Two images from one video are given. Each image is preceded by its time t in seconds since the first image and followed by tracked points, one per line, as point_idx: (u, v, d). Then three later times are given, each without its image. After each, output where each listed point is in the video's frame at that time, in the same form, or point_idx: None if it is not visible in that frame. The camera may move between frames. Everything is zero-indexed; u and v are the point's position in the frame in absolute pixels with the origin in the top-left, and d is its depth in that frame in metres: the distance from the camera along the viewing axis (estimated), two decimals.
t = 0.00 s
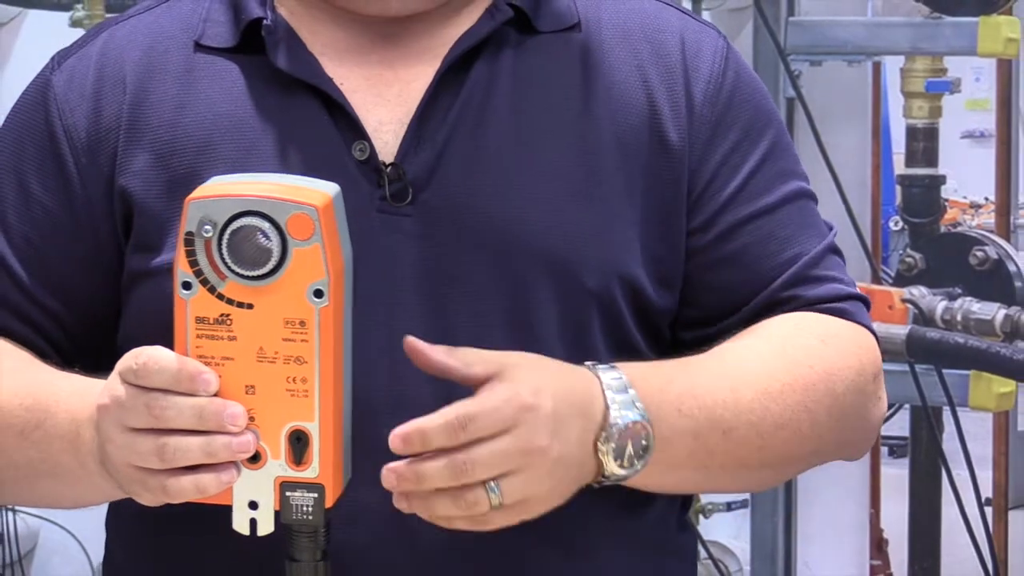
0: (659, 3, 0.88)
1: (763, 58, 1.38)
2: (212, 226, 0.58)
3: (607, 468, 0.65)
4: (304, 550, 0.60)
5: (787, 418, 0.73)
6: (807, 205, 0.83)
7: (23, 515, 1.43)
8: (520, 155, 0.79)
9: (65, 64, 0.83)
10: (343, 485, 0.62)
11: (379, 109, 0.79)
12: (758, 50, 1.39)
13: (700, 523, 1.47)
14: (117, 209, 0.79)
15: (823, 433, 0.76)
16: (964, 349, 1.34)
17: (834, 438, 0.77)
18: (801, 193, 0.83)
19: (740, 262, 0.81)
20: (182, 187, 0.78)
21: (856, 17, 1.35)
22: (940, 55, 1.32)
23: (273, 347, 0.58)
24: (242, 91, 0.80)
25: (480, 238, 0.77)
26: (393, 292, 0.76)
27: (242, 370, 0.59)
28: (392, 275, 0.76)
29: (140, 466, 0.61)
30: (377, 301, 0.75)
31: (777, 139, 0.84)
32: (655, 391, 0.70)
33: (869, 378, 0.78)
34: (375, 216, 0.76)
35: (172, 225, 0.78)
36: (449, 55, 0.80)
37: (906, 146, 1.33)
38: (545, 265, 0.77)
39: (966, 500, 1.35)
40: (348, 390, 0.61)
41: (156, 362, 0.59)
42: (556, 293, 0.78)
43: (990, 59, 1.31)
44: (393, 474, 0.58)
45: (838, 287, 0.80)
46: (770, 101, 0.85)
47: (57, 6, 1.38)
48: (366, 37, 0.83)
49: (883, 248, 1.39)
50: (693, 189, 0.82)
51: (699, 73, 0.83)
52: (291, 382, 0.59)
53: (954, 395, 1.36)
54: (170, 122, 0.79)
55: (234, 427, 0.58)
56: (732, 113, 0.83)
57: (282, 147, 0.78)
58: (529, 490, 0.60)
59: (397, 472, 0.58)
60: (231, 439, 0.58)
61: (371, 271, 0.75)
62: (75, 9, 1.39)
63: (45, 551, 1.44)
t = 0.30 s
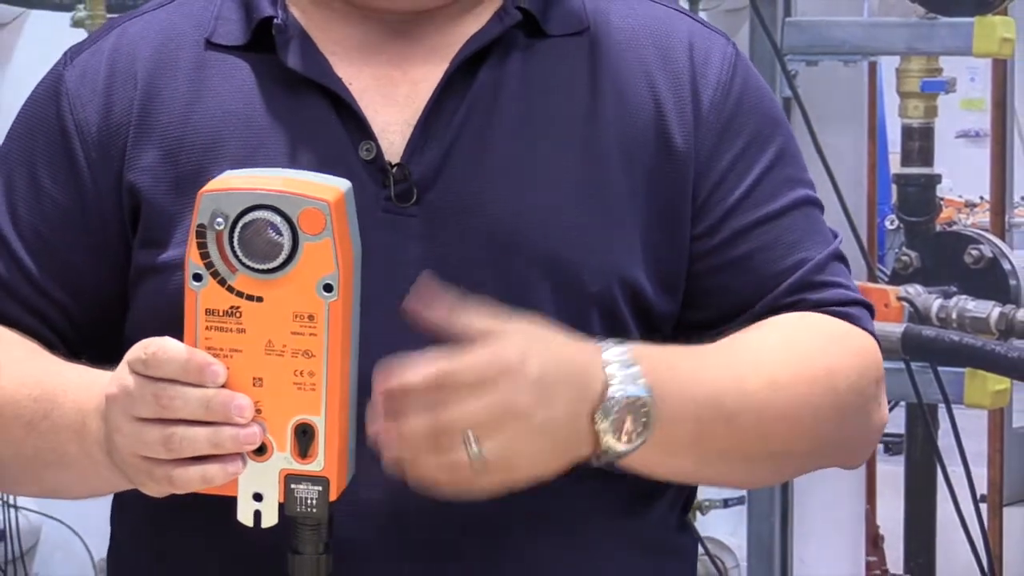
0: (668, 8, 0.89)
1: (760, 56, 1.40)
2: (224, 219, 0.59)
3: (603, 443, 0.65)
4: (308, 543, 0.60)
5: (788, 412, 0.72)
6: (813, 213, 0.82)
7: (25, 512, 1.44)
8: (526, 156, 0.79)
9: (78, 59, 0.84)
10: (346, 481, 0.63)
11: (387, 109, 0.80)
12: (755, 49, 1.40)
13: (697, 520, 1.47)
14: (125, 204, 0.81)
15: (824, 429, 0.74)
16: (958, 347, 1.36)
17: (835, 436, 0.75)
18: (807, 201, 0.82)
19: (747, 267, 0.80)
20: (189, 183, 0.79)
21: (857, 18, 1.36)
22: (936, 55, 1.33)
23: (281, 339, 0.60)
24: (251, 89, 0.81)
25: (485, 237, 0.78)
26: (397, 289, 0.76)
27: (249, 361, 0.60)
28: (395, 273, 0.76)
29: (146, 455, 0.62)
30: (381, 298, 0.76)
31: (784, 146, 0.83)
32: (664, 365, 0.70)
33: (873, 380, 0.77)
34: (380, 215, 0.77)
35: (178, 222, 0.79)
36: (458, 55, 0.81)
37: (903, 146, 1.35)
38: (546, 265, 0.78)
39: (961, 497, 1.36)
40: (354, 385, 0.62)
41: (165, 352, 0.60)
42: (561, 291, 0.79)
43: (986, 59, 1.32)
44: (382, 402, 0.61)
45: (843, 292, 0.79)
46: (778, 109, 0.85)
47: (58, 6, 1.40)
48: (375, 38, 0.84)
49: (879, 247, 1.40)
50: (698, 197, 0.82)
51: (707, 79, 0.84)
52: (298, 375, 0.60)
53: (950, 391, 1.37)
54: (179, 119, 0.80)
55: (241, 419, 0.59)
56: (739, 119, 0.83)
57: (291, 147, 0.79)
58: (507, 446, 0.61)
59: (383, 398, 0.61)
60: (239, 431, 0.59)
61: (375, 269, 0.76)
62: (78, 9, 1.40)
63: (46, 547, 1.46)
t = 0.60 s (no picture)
0: (674, 10, 0.89)
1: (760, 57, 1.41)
2: (233, 212, 0.60)
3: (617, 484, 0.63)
4: (316, 535, 0.61)
5: (800, 426, 0.71)
6: (816, 214, 0.82)
7: (28, 511, 1.45)
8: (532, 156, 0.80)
9: (88, 59, 0.85)
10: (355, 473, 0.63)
11: (395, 109, 0.81)
12: (754, 49, 1.41)
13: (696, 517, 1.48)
14: (135, 203, 0.81)
15: (834, 438, 0.73)
16: (957, 346, 1.36)
17: (845, 441, 0.75)
18: (808, 202, 0.82)
19: (748, 267, 0.80)
20: (197, 182, 0.79)
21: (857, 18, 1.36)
22: (933, 56, 1.34)
23: (289, 332, 0.60)
24: (260, 88, 0.82)
25: (491, 236, 0.78)
26: (403, 288, 0.77)
27: (257, 353, 0.60)
28: (401, 272, 0.77)
29: (154, 448, 0.63)
30: (387, 297, 0.77)
31: (787, 147, 0.84)
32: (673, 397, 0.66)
33: (877, 382, 0.76)
34: (386, 215, 0.77)
35: (187, 220, 0.79)
36: (467, 53, 0.81)
37: (899, 145, 1.36)
38: (552, 265, 0.78)
39: (958, 496, 1.37)
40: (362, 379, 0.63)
41: (174, 346, 0.59)
42: (565, 289, 0.79)
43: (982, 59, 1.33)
44: (400, 461, 0.56)
45: (844, 292, 0.79)
46: (781, 109, 0.86)
47: (61, 6, 1.42)
48: (382, 38, 0.84)
49: (876, 246, 1.42)
50: (699, 195, 0.82)
51: (710, 78, 0.84)
52: (306, 366, 0.60)
53: (947, 391, 1.38)
54: (188, 118, 0.81)
55: (250, 411, 0.60)
56: (742, 121, 0.83)
57: (300, 147, 0.79)
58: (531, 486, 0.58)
59: (406, 461, 0.56)
60: (247, 423, 0.60)
61: (380, 268, 0.77)
62: (78, 10, 1.41)
63: (48, 544, 1.47)
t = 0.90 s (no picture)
0: (668, 8, 0.89)
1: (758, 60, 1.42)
2: (250, 220, 0.57)
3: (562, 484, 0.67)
4: (325, 540, 0.62)
5: (754, 423, 0.73)
6: (804, 210, 0.81)
7: (30, 510, 1.47)
8: (526, 155, 0.80)
9: (89, 61, 0.86)
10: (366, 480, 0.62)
11: (392, 110, 0.81)
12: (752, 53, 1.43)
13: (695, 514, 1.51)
14: (136, 204, 0.82)
15: (797, 438, 0.74)
16: (954, 344, 1.35)
17: (813, 442, 0.75)
18: (793, 199, 0.81)
19: (722, 262, 0.80)
20: (198, 185, 0.80)
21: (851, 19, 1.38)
22: (930, 57, 1.35)
23: (303, 340, 0.58)
24: (259, 89, 0.82)
25: (488, 236, 0.79)
26: (403, 288, 0.78)
27: (272, 361, 0.58)
28: (400, 273, 0.77)
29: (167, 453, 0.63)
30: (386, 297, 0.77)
31: (777, 139, 0.83)
32: (618, 398, 0.71)
33: (846, 383, 0.76)
34: (385, 216, 0.78)
35: (188, 222, 0.80)
36: (460, 56, 0.81)
37: (897, 146, 1.36)
38: (547, 265, 0.79)
39: (954, 494, 1.38)
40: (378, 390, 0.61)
41: (189, 351, 0.60)
42: (562, 288, 0.79)
43: (978, 60, 1.34)
44: (337, 470, 0.58)
45: (818, 290, 0.78)
46: (774, 108, 0.85)
47: (61, 7, 1.42)
48: (380, 40, 0.85)
49: (873, 246, 1.43)
50: (684, 182, 0.82)
51: (699, 74, 0.84)
52: (320, 376, 0.58)
53: (943, 390, 1.38)
54: (187, 120, 0.82)
55: (263, 418, 0.59)
56: (731, 112, 0.83)
57: (299, 148, 0.80)
58: (469, 479, 0.61)
59: (339, 468, 0.58)
60: (260, 429, 0.59)
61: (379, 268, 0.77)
62: (80, 11, 1.40)
63: (50, 542, 1.49)
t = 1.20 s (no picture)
0: (660, 7, 0.90)
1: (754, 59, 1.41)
2: (271, 219, 0.58)
3: (542, 487, 0.67)
4: (329, 539, 0.63)
5: (736, 419, 0.73)
6: (791, 205, 0.81)
7: (31, 508, 1.48)
8: (517, 155, 0.81)
9: (87, 62, 0.87)
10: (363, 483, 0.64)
11: (386, 111, 0.82)
12: (749, 51, 1.42)
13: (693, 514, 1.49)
14: (133, 203, 0.83)
15: (781, 435, 0.74)
16: (950, 345, 1.37)
17: (798, 439, 0.75)
18: (780, 197, 0.81)
19: (702, 258, 0.80)
20: (192, 185, 0.81)
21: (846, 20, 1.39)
22: (926, 59, 1.36)
23: (320, 340, 0.59)
24: (255, 90, 0.83)
25: (480, 235, 0.79)
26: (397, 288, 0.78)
27: (289, 359, 0.59)
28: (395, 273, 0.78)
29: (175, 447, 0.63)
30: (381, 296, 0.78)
31: (767, 135, 0.83)
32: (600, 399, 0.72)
33: (830, 380, 0.76)
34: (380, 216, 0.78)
35: (183, 222, 0.81)
36: (451, 59, 0.82)
37: (893, 146, 1.38)
38: (539, 264, 0.79)
39: (951, 493, 1.39)
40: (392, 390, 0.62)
41: (204, 348, 0.60)
42: (555, 287, 0.80)
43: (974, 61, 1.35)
44: (311, 461, 0.59)
45: (800, 286, 0.78)
46: (765, 105, 0.85)
47: (63, 9, 1.43)
48: (375, 41, 0.86)
49: (870, 247, 1.43)
50: (672, 177, 0.82)
51: (689, 70, 0.84)
52: (335, 375, 0.59)
53: (940, 389, 1.39)
54: (184, 121, 0.82)
55: (276, 415, 0.59)
56: (721, 107, 0.83)
57: (293, 148, 0.81)
58: (444, 473, 0.62)
59: (313, 459, 0.59)
60: (273, 427, 0.59)
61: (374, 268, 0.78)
62: (82, 12, 1.42)
63: (53, 541, 1.49)
